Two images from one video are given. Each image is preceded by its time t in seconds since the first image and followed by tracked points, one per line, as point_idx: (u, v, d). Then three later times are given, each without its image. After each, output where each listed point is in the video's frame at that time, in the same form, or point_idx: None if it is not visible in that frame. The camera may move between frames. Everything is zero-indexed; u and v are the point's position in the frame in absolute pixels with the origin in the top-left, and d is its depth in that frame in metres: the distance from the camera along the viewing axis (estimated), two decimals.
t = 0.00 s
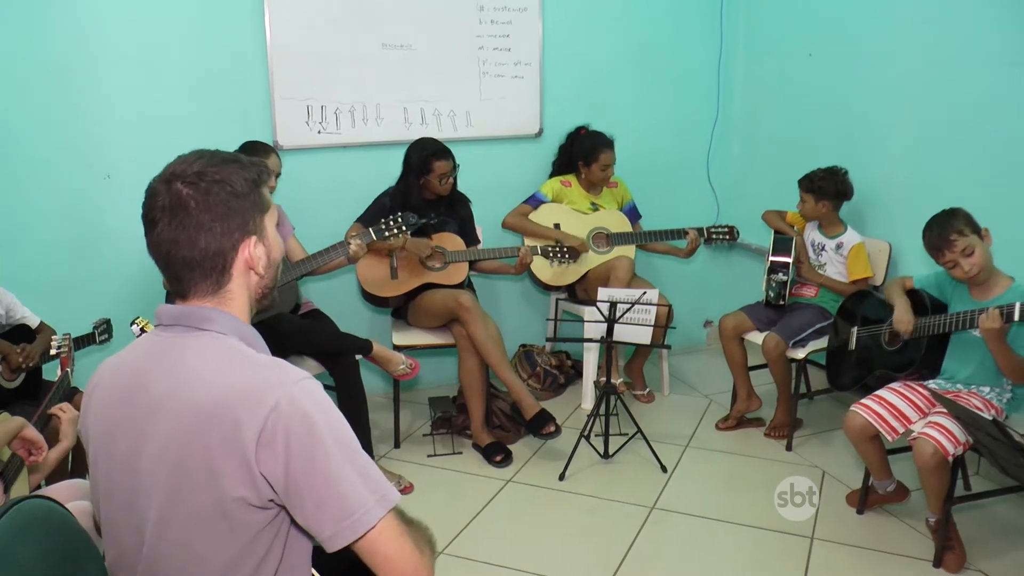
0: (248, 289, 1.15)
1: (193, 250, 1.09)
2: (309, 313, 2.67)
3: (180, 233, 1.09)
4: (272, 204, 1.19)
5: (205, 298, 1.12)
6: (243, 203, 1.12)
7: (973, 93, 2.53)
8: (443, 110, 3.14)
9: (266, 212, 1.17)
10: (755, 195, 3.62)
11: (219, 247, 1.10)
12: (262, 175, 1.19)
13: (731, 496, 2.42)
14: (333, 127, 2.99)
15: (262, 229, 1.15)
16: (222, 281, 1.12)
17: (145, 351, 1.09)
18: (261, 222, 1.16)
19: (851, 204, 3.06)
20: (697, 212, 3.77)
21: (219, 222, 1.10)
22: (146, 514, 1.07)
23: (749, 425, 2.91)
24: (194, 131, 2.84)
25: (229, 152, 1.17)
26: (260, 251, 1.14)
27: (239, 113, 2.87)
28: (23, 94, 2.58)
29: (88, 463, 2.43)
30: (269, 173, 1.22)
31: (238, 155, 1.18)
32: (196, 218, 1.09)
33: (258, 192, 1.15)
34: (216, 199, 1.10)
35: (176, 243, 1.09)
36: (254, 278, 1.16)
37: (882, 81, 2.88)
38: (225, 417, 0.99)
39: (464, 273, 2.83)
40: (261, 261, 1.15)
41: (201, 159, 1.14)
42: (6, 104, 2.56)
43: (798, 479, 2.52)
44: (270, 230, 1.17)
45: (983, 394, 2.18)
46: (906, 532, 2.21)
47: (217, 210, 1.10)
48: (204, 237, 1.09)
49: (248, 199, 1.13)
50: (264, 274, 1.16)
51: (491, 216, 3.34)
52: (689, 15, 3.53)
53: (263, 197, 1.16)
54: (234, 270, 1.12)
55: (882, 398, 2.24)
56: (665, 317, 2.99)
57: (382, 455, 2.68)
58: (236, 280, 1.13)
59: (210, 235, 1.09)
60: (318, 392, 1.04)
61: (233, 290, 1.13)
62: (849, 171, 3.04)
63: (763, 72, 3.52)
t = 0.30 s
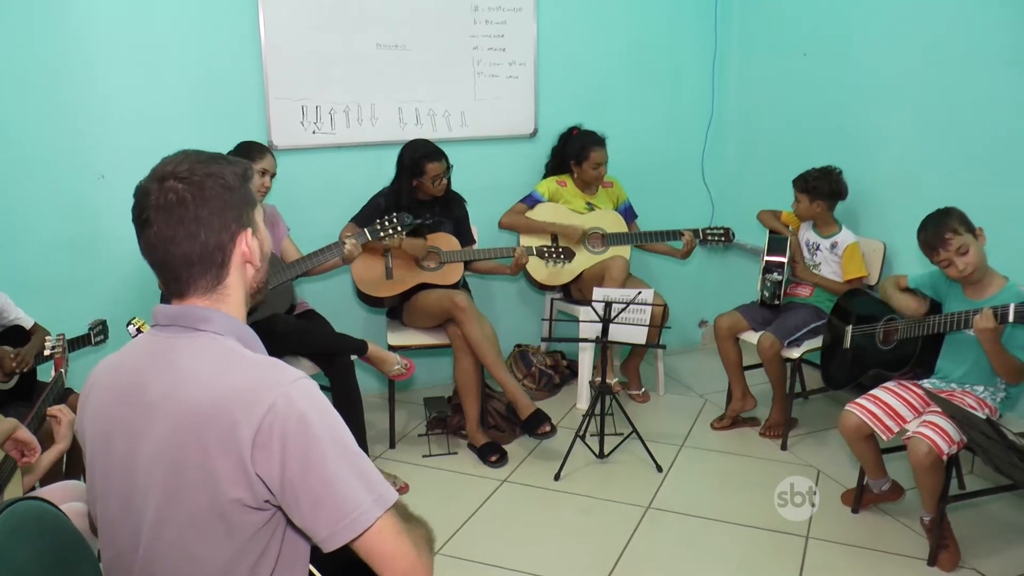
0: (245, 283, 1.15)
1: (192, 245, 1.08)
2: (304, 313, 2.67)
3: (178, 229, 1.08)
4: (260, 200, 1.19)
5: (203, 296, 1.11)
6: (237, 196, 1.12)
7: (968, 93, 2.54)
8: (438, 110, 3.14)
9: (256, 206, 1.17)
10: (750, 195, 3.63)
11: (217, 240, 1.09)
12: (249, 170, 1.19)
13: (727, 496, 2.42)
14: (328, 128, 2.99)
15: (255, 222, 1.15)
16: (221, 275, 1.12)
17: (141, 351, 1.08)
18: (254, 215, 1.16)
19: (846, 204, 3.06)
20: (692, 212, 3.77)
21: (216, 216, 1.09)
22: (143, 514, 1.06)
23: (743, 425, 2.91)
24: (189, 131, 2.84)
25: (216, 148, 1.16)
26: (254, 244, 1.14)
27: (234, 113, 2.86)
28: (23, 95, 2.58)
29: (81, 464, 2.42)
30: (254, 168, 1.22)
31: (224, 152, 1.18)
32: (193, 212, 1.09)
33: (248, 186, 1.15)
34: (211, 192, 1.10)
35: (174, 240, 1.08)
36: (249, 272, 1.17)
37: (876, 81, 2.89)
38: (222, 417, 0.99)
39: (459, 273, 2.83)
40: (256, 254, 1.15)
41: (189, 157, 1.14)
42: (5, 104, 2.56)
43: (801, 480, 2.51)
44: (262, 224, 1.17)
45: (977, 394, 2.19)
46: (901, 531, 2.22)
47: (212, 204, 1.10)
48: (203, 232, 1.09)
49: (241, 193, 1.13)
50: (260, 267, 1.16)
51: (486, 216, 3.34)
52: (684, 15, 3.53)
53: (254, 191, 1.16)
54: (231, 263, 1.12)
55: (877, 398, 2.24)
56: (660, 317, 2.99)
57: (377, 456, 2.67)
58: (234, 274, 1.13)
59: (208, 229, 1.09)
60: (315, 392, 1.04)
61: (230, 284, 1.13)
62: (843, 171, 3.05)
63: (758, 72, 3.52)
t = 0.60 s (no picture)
0: (240, 283, 1.15)
1: (188, 246, 1.08)
2: (299, 314, 2.66)
3: (173, 230, 1.08)
4: (253, 200, 1.19)
5: (199, 296, 1.11)
6: (232, 197, 1.12)
7: (962, 92, 2.55)
8: (432, 111, 3.14)
9: (249, 207, 1.17)
10: (744, 195, 3.64)
11: (214, 241, 1.09)
12: (242, 170, 1.19)
13: (721, 495, 2.43)
14: (322, 128, 2.98)
15: (249, 223, 1.15)
16: (217, 275, 1.11)
17: (135, 352, 1.08)
18: (248, 215, 1.16)
19: (839, 203, 3.07)
20: (686, 212, 3.78)
21: (212, 216, 1.09)
22: (136, 515, 1.06)
23: (737, 425, 2.92)
24: (183, 131, 2.83)
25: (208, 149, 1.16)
26: (249, 244, 1.14)
27: (228, 114, 2.86)
28: (17, 95, 2.57)
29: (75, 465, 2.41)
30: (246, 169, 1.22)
31: (217, 153, 1.17)
32: (189, 213, 1.08)
33: (242, 186, 1.15)
34: (206, 193, 1.10)
35: (171, 241, 1.08)
36: (244, 272, 1.17)
37: (870, 81, 2.90)
38: (216, 418, 0.99)
39: (453, 272, 2.83)
40: (251, 254, 1.15)
41: (182, 158, 1.13)
42: (5, 105, 2.56)
43: (798, 479, 2.51)
44: (255, 224, 1.17)
45: (971, 392, 2.20)
46: (894, 530, 2.22)
47: (208, 204, 1.09)
48: (199, 232, 1.09)
49: (235, 193, 1.13)
50: (254, 267, 1.16)
51: (480, 217, 3.34)
52: (678, 15, 3.54)
53: (248, 192, 1.16)
54: (227, 263, 1.12)
55: (872, 397, 2.24)
56: (655, 317, 2.99)
57: (372, 456, 2.67)
58: (229, 274, 1.13)
59: (204, 230, 1.09)
60: (309, 393, 1.03)
61: (226, 284, 1.13)
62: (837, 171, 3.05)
63: (752, 73, 3.53)
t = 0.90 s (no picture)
0: (230, 287, 1.15)
1: (180, 253, 1.08)
2: (290, 315, 2.65)
3: (165, 237, 1.07)
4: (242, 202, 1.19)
5: (190, 301, 1.11)
6: (222, 202, 1.11)
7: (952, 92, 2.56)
8: (423, 111, 3.14)
9: (239, 209, 1.16)
10: (735, 195, 3.65)
11: (205, 247, 1.09)
12: (231, 172, 1.18)
13: (713, 494, 2.43)
14: (313, 128, 2.98)
15: (239, 226, 1.15)
16: (208, 281, 1.11)
17: (123, 354, 1.07)
18: (237, 219, 1.15)
19: (830, 203, 3.08)
20: (678, 212, 3.78)
21: (203, 222, 1.09)
22: (125, 517, 1.06)
23: (729, 424, 2.92)
24: (173, 132, 2.82)
25: (196, 151, 1.15)
26: (239, 247, 1.14)
27: (218, 114, 2.85)
28: (7, 95, 2.56)
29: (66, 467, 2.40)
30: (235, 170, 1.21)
31: (206, 154, 1.16)
32: (180, 220, 1.08)
33: (232, 190, 1.14)
34: (196, 200, 1.09)
35: (162, 248, 1.08)
36: (234, 275, 1.16)
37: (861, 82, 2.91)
38: (206, 419, 0.98)
39: (445, 273, 2.82)
40: (241, 257, 1.15)
41: (171, 161, 1.12)
42: None
43: (796, 479, 2.51)
44: (245, 226, 1.17)
45: (961, 391, 2.21)
46: (886, 528, 2.23)
47: (199, 210, 1.09)
48: (191, 239, 1.08)
49: (225, 197, 1.13)
50: (245, 270, 1.16)
51: (472, 217, 3.34)
52: (669, 16, 3.54)
53: (237, 195, 1.15)
54: (218, 268, 1.12)
55: (863, 395, 2.25)
56: (646, 317, 3.00)
57: (363, 457, 2.66)
58: (220, 279, 1.13)
59: (195, 236, 1.08)
60: (300, 393, 1.03)
61: (217, 288, 1.13)
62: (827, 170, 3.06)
63: (743, 73, 3.54)
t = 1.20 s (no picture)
0: (220, 291, 1.14)
1: (170, 255, 1.08)
2: (281, 316, 2.63)
3: (155, 239, 1.07)
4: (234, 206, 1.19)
5: (179, 303, 1.10)
6: (214, 205, 1.11)
7: (941, 92, 2.58)
8: (414, 111, 3.13)
9: (231, 213, 1.16)
10: (726, 194, 3.65)
11: (195, 250, 1.09)
12: (225, 175, 1.18)
13: (704, 493, 2.43)
14: (304, 128, 2.97)
15: (231, 230, 1.14)
16: (198, 283, 1.11)
17: (112, 356, 1.06)
18: (229, 223, 1.15)
19: (819, 202, 3.09)
20: (668, 211, 3.79)
21: (194, 225, 1.09)
22: (115, 520, 1.05)
23: (720, 423, 2.93)
24: (163, 133, 2.81)
25: (191, 154, 1.15)
26: (230, 252, 1.14)
27: (207, 115, 2.84)
28: None
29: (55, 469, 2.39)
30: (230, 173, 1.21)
31: (200, 157, 1.16)
32: (171, 222, 1.08)
33: (225, 193, 1.14)
34: (188, 203, 1.09)
35: (152, 250, 1.07)
36: (224, 279, 1.16)
37: (851, 82, 2.92)
38: (196, 420, 0.98)
39: (435, 273, 2.83)
40: (232, 261, 1.15)
41: (165, 163, 1.12)
42: None
43: (797, 479, 2.51)
44: (237, 230, 1.17)
45: (950, 389, 2.22)
46: (876, 526, 2.24)
47: (191, 213, 1.09)
48: (181, 241, 1.08)
49: (218, 201, 1.12)
50: (236, 274, 1.16)
51: (462, 217, 3.34)
52: (659, 15, 3.55)
53: (229, 199, 1.15)
54: (208, 271, 1.12)
55: (853, 394, 2.26)
56: (637, 317, 3.00)
57: (355, 458, 2.66)
58: (209, 282, 1.12)
59: (186, 239, 1.08)
60: (290, 393, 1.03)
61: (206, 292, 1.12)
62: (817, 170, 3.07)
63: (733, 72, 3.55)
